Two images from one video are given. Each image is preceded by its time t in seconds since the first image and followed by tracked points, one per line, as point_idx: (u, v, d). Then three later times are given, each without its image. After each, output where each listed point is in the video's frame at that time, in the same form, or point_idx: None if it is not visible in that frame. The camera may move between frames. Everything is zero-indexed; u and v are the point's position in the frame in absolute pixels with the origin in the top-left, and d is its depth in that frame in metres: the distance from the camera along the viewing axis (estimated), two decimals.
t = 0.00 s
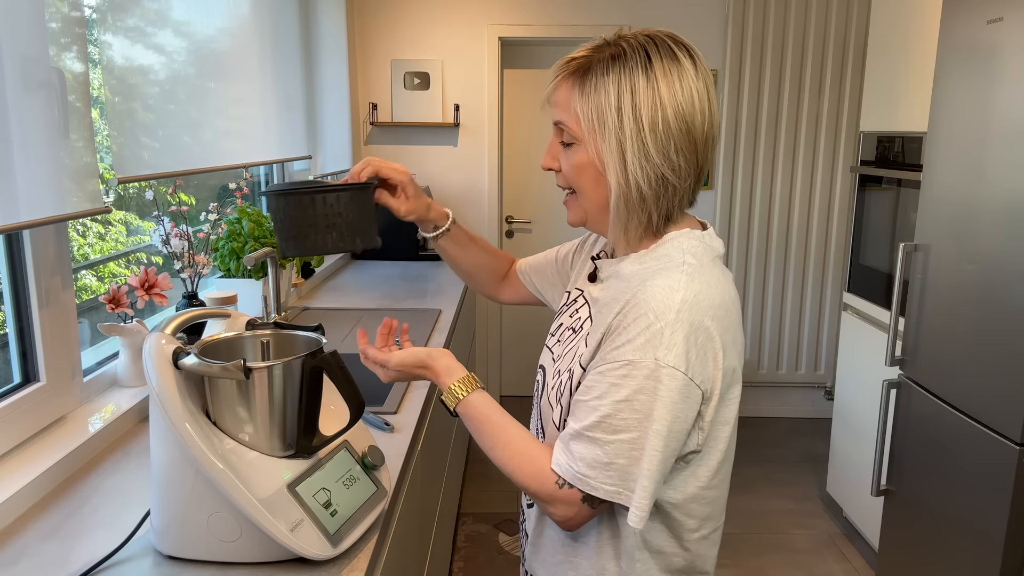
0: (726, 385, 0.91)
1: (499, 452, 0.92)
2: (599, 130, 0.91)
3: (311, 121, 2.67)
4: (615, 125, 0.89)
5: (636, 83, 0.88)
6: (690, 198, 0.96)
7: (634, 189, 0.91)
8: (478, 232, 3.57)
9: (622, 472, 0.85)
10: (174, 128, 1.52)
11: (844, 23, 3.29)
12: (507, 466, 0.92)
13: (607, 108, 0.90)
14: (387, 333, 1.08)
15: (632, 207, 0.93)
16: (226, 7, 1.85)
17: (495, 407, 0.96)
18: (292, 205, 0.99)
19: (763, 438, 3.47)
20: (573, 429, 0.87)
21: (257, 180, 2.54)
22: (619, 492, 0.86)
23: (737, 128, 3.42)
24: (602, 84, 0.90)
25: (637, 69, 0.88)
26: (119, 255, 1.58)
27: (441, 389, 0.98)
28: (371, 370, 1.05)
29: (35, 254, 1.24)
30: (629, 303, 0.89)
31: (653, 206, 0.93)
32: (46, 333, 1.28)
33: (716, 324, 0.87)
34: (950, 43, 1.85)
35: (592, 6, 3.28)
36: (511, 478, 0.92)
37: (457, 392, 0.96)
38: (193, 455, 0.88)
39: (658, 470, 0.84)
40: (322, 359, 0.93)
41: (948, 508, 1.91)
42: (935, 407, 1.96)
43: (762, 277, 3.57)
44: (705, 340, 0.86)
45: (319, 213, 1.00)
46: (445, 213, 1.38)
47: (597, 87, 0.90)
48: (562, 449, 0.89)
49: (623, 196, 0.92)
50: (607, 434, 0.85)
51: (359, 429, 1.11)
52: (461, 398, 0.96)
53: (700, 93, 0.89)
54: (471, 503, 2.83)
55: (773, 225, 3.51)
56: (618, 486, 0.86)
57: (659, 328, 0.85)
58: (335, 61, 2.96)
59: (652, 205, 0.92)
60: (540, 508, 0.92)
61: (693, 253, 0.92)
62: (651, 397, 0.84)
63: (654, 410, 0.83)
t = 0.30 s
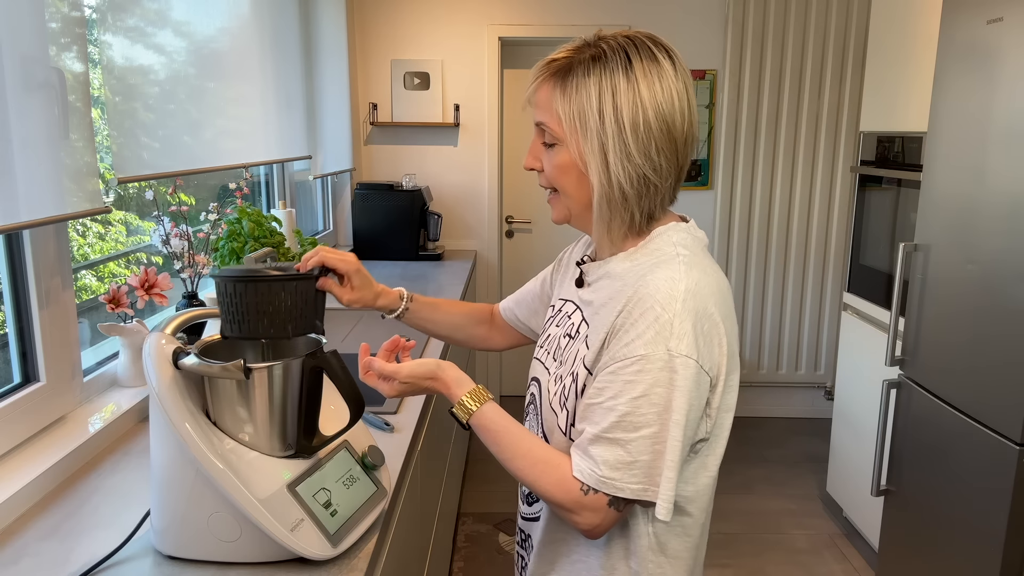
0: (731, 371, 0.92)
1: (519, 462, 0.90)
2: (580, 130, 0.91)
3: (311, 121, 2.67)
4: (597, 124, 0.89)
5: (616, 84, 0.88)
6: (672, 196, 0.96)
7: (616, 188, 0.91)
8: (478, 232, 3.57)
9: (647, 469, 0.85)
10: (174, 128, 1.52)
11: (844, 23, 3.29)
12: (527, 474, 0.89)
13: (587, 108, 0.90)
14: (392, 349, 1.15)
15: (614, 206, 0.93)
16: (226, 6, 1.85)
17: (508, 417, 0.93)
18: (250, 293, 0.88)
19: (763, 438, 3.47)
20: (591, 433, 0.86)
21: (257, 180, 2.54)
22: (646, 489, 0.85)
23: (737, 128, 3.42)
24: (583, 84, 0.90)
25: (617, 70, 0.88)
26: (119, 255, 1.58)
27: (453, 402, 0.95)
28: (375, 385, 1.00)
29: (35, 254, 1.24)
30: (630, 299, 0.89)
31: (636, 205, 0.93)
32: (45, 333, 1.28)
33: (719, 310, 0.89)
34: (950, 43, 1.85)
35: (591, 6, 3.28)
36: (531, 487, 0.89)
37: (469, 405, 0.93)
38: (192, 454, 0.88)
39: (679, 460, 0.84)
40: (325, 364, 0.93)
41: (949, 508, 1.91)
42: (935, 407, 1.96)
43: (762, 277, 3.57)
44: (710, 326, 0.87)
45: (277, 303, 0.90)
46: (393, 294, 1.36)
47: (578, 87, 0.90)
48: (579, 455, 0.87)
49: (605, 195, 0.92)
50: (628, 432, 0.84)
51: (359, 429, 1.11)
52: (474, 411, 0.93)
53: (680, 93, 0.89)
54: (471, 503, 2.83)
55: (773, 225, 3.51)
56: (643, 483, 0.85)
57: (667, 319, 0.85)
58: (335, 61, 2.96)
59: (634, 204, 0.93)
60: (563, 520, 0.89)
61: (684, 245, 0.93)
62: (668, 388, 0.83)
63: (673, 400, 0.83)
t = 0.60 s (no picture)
0: (723, 366, 0.92)
1: (518, 471, 0.89)
2: (558, 125, 0.91)
3: (311, 121, 2.67)
4: (574, 118, 0.89)
5: (592, 78, 0.88)
6: (654, 192, 0.95)
7: (595, 182, 0.91)
8: (478, 232, 3.57)
9: (645, 469, 0.84)
10: (174, 128, 1.52)
11: (844, 23, 3.29)
12: (528, 483, 0.89)
13: (565, 102, 0.90)
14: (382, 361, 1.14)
15: (594, 201, 0.92)
16: (226, 6, 1.85)
17: (503, 425, 0.92)
18: (239, 324, 0.89)
19: (763, 438, 3.47)
20: (587, 438, 0.85)
21: (257, 180, 2.54)
22: (645, 489, 0.85)
23: (737, 128, 3.42)
24: (561, 79, 0.90)
25: (594, 63, 0.88)
26: (119, 255, 1.58)
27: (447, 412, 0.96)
28: (366, 399, 1.00)
29: (35, 254, 1.24)
30: (621, 297, 0.89)
31: (615, 199, 0.92)
32: (46, 334, 1.28)
33: (708, 304, 0.89)
34: (950, 43, 1.85)
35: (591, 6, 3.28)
36: (532, 494, 0.89)
37: (463, 415, 0.93)
38: (193, 454, 0.88)
39: (675, 458, 0.84)
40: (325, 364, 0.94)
41: (949, 508, 1.91)
42: (935, 408, 1.96)
43: (762, 277, 3.57)
44: (700, 321, 0.87)
45: (266, 334, 0.90)
46: (386, 316, 1.37)
47: (555, 82, 0.91)
48: (577, 460, 0.87)
49: (585, 189, 0.92)
50: (624, 434, 0.84)
51: (359, 429, 1.11)
52: (469, 421, 0.93)
53: (658, 86, 0.89)
54: (471, 503, 2.83)
55: (773, 225, 3.51)
56: (641, 484, 0.85)
57: (658, 316, 0.85)
58: (336, 61, 2.96)
59: (614, 199, 0.92)
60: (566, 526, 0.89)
61: (672, 240, 0.93)
62: (662, 385, 0.83)
63: (668, 397, 0.83)
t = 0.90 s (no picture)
0: (721, 371, 0.91)
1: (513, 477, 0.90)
2: (550, 122, 0.91)
3: (312, 121, 2.67)
4: (566, 114, 0.89)
5: (584, 74, 0.88)
6: (649, 189, 0.94)
7: (588, 179, 0.90)
8: (478, 233, 3.57)
9: (639, 476, 0.84)
10: (174, 128, 1.52)
11: (843, 23, 3.29)
12: (523, 489, 0.89)
13: (557, 98, 0.90)
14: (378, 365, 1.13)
15: (587, 199, 0.92)
16: (226, 6, 1.85)
17: (499, 429, 0.93)
18: (234, 346, 0.89)
19: (762, 438, 3.47)
20: (582, 443, 0.85)
21: (257, 180, 2.54)
22: (638, 496, 0.85)
23: (737, 128, 3.42)
24: (553, 75, 0.90)
25: (586, 59, 0.88)
26: (119, 255, 1.58)
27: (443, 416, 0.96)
28: (363, 401, 0.98)
29: (35, 254, 1.24)
30: (616, 300, 0.89)
31: (609, 197, 0.92)
32: (46, 334, 1.28)
33: (706, 307, 0.88)
34: (950, 44, 1.85)
35: (591, 6, 3.28)
36: (527, 499, 0.89)
37: (458, 418, 0.94)
38: (192, 455, 0.88)
39: (668, 464, 0.84)
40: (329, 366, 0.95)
41: (949, 508, 1.91)
42: (935, 408, 1.96)
43: (762, 277, 3.57)
44: (698, 324, 0.87)
45: (261, 354, 0.90)
46: (383, 322, 1.36)
47: (547, 78, 0.91)
48: (573, 465, 0.87)
49: (577, 187, 0.91)
50: (618, 440, 0.84)
51: (359, 429, 1.11)
52: (464, 425, 0.93)
53: (652, 80, 0.89)
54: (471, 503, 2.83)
55: (773, 224, 3.51)
56: (634, 491, 0.85)
57: (653, 320, 0.84)
58: (336, 61, 2.97)
59: (607, 196, 0.91)
60: (563, 533, 0.89)
61: (671, 241, 0.93)
62: (657, 391, 0.83)
63: (663, 403, 0.83)
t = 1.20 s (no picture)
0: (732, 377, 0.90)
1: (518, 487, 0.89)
2: (551, 118, 0.91)
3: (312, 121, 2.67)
4: (567, 110, 0.89)
5: (585, 68, 0.88)
6: (654, 185, 0.94)
7: (590, 176, 0.90)
8: (478, 233, 3.57)
9: (647, 484, 0.84)
10: (174, 128, 1.52)
11: (843, 23, 3.29)
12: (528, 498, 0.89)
13: (557, 95, 0.89)
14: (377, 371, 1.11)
15: (589, 196, 0.91)
16: (226, 6, 1.85)
17: (503, 437, 0.92)
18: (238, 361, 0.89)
19: (762, 437, 3.47)
20: (589, 451, 0.85)
21: (257, 180, 2.54)
22: (646, 505, 0.85)
23: (737, 128, 3.42)
24: (552, 70, 0.90)
25: (586, 53, 0.88)
26: (119, 255, 1.58)
27: (445, 421, 0.95)
28: (362, 407, 0.98)
29: (35, 254, 1.24)
30: (623, 303, 0.88)
31: (612, 194, 0.91)
32: (46, 334, 1.28)
33: (717, 311, 0.87)
34: (950, 44, 1.85)
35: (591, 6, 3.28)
36: (532, 508, 0.89)
37: (461, 425, 0.93)
38: (192, 454, 0.88)
39: (678, 473, 0.83)
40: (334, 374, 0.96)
41: (949, 508, 1.91)
42: (935, 408, 1.96)
43: (763, 277, 3.57)
44: (709, 329, 0.86)
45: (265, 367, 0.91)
46: (382, 324, 1.37)
47: (547, 73, 0.91)
48: (580, 474, 0.86)
49: (579, 184, 0.91)
50: (626, 448, 0.83)
51: (359, 429, 1.11)
52: (467, 431, 0.93)
53: (655, 73, 0.88)
54: (471, 503, 2.83)
55: (773, 224, 3.51)
56: (642, 500, 0.84)
57: (662, 324, 0.84)
58: (336, 61, 2.97)
59: (610, 193, 0.91)
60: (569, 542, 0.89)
61: (679, 241, 0.92)
62: (666, 397, 0.82)
63: (672, 410, 0.82)
